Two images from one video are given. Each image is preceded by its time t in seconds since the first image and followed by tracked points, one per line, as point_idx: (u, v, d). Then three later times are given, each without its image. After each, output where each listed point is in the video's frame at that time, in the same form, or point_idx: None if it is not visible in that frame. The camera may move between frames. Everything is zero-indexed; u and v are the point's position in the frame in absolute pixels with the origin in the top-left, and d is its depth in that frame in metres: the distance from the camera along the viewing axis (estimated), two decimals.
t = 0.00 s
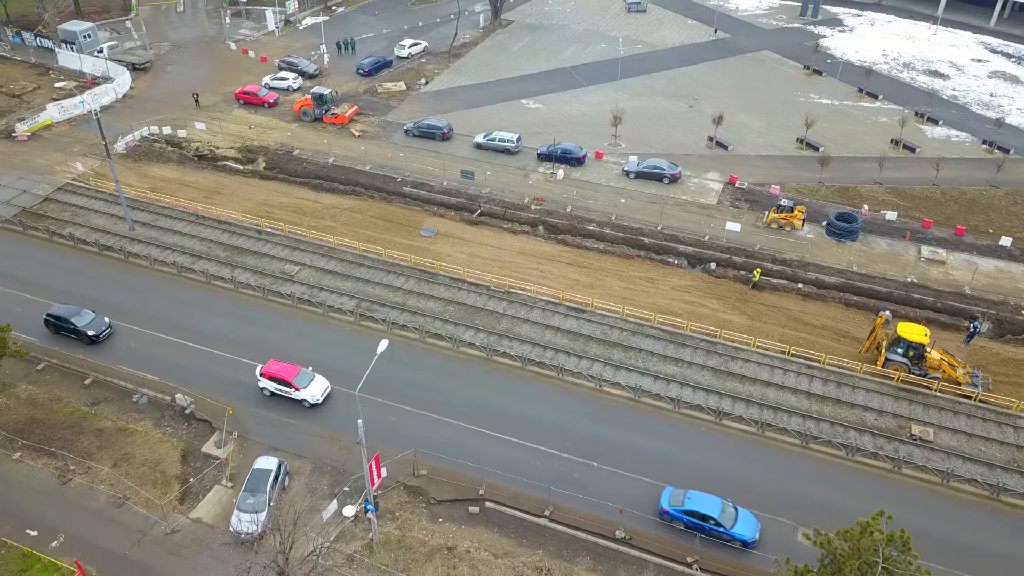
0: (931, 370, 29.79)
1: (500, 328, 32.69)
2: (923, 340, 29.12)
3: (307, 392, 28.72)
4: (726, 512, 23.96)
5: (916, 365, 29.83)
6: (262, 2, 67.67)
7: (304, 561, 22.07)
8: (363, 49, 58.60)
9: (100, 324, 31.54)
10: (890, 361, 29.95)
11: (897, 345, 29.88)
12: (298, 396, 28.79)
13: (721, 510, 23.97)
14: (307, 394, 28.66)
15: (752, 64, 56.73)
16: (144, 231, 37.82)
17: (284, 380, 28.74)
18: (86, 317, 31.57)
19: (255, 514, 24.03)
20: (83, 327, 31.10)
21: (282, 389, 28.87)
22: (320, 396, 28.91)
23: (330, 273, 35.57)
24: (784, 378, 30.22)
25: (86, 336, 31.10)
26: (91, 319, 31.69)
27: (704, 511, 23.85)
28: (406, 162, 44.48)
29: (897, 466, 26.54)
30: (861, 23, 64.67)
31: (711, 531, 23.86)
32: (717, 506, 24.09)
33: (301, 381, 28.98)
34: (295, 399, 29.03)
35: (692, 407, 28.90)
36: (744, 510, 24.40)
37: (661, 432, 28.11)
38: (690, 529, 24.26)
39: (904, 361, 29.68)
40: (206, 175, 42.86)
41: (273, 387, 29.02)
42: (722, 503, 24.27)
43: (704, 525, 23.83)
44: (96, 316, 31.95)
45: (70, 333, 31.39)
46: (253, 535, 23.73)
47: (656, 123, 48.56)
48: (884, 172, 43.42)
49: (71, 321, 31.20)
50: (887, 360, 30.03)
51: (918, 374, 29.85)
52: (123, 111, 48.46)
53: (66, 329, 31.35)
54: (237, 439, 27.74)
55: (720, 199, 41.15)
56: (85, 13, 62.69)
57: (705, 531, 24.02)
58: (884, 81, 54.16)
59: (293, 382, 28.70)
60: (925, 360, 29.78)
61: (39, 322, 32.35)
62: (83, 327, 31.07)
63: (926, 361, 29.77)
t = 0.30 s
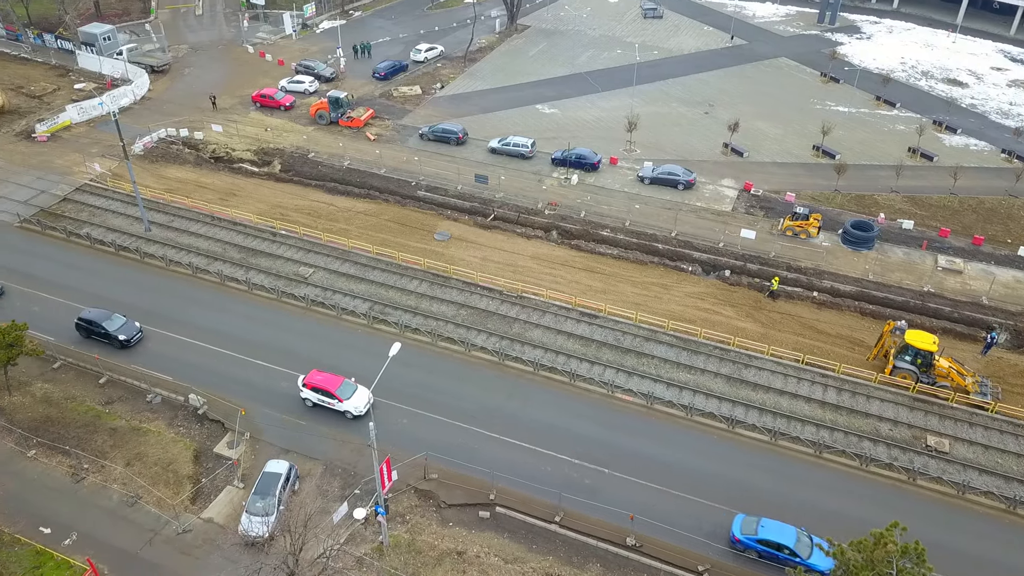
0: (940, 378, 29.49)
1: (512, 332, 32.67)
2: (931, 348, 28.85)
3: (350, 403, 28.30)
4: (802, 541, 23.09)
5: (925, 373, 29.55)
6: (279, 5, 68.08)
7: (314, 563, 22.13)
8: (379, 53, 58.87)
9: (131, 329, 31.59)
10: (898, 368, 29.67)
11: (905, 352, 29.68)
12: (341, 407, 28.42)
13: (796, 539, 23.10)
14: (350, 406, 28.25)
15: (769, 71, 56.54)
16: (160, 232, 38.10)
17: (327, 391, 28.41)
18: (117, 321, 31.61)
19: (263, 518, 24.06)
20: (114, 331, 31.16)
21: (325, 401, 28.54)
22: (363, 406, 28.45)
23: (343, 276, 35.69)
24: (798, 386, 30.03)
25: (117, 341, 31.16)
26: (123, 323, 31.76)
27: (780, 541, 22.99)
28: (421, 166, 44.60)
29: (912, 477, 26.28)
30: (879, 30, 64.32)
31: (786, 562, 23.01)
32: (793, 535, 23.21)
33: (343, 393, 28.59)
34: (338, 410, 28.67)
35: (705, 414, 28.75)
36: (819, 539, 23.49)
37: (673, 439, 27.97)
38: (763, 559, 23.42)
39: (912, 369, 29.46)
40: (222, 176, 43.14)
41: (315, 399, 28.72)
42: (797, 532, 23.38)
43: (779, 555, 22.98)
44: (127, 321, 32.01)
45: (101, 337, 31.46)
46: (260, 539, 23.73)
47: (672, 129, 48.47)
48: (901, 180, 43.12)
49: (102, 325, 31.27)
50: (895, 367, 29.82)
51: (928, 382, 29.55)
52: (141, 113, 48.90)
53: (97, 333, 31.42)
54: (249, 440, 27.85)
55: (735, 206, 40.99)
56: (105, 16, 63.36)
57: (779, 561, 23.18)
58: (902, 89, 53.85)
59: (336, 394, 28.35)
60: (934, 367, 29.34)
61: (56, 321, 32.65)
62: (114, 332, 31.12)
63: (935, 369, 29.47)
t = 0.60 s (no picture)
0: (947, 389, 29.43)
1: (524, 338, 32.65)
2: (938, 356, 28.78)
3: (393, 418, 27.87)
4: None
5: (931, 382, 29.44)
6: (296, 11, 68.47)
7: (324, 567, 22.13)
8: (394, 59, 59.17)
9: (161, 337, 31.61)
10: (904, 377, 29.61)
11: (912, 361, 29.58)
12: (383, 421, 27.95)
13: None
14: (393, 420, 27.83)
15: (785, 80, 56.39)
16: (175, 235, 38.36)
17: (369, 404, 27.93)
18: (147, 328, 31.65)
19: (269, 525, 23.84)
20: (145, 338, 31.19)
21: (367, 414, 28.10)
22: (406, 421, 28.10)
23: (356, 280, 35.80)
24: (811, 397, 29.82)
25: (147, 348, 31.19)
26: (153, 331, 31.80)
27: None
28: (434, 172, 44.71)
29: (926, 490, 26.01)
30: (896, 40, 64.06)
31: None
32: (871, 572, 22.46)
33: (386, 407, 28.13)
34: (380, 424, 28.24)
35: (717, 424, 28.58)
36: None
37: (685, 449, 27.82)
38: None
39: (919, 378, 29.35)
40: (237, 180, 43.42)
41: (357, 412, 28.30)
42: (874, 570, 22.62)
43: None
44: (158, 328, 32.05)
45: (131, 344, 31.49)
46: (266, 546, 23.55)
47: (686, 137, 48.39)
48: (918, 190, 42.84)
49: (133, 332, 31.31)
50: (902, 377, 29.68)
51: (934, 392, 29.50)
52: (158, 117, 49.33)
53: (127, 340, 31.47)
54: (260, 444, 27.92)
55: (749, 215, 40.84)
56: (124, 21, 64.06)
57: None
58: (919, 99, 53.58)
59: (377, 407, 27.85)
60: (941, 378, 29.34)
61: (71, 322, 32.92)
62: (145, 339, 31.16)
63: (942, 378, 29.39)
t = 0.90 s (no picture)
0: (953, 400, 29.16)
1: (534, 348, 32.61)
2: (944, 367, 28.81)
3: (436, 437, 27.39)
4: None
5: (937, 394, 29.46)
6: (310, 20, 68.72)
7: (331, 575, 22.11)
8: (408, 68, 59.49)
9: (190, 348, 31.43)
10: (909, 388, 29.58)
11: (917, 372, 29.68)
12: (426, 440, 27.48)
13: None
14: (436, 439, 27.35)
15: (798, 91, 56.32)
16: (188, 241, 38.60)
17: (412, 423, 27.49)
18: (176, 339, 31.46)
19: (273, 536, 23.64)
20: (174, 350, 31.01)
21: (409, 433, 27.64)
22: (448, 440, 27.57)
23: (367, 288, 35.89)
24: (823, 410, 29.62)
25: (175, 360, 31.03)
26: (182, 342, 31.61)
27: None
28: (446, 181, 44.84)
29: (940, 505, 25.74)
30: (910, 51, 63.89)
31: None
32: None
33: (429, 426, 27.66)
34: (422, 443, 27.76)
35: (728, 436, 28.41)
36: None
37: (695, 460, 27.66)
38: None
39: (924, 389, 29.37)
40: (250, 188, 43.67)
41: (399, 431, 27.83)
42: None
43: None
44: (187, 340, 31.87)
45: (160, 355, 31.31)
46: (269, 558, 23.47)
47: (698, 148, 48.35)
48: (931, 203, 42.61)
49: (162, 343, 31.12)
50: (907, 388, 29.71)
51: (939, 404, 29.44)
52: (173, 124, 49.74)
53: (156, 351, 31.27)
54: (270, 450, 27.95)
55: (762, 226, 40.72)
56: (141, 29, 64.74)
57: None
58: (933, 111, 53.37)
59: (421, 427, 27.41)
60: (947, 389, 29.16)
61: (83, 326, 33.13)
62: (174, 350, 30.97)
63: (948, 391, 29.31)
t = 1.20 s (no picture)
0: (958, 412, 29.02)
1: (544, 357, 32.56)
2: (949, 378, 28.46)
3: (481, 458, 26.84)
4: None
5: (942, 405, 29.08)
6: (325, 29, 69.28)
7: None
8: (421, 78, 59.79)
9: (219, 361, 31.28)
10: (914, 400, 29.38)
11: (922, 383, 29.35)
12: (471, 461, 26.95)
13: None
14: (481, 460, 26.80)
15: (811, 102, 56.24)
16: (200, 248, 38.82)
17: (457, 444, 26.99)
18: (206, 352, 31.32)
19: (278, 546, 23.58)
20: (204, 362, 30.87)
21: (454, 454, 27.14)
22: (494, 461, 26.97)
23: (378, 296, 35.97)
24: (835, 422, 29.41)
25: (205, 372, 30.89)
26: (211, 354, 31.48)
27: None
28: (458, 190, 44.93)
29: (954, 521, 25.47)
30: (925, 64, 63.67)
31: None
32: None
33: (474, 446, 27.13)
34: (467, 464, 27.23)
35: (739, 448, 28.23)
36: None
37: (706, 472, 27.49)
38: None
39: (929, 400, 29.04)
40: (263, 195, 43.91)
41: (444, 451, 27.34)
42: None
43: None
44: (216, 352, 31.72)
45: (189, 367, 31.17)
46: (273, 567, 23.24)
47: (710, 159, 48.30)
48: (946, 215, 42.37)
49: (192, 356, 31.00)
50: (912, 399, 29.46)
51: (945, 415, 29.15)
52: (188, 132, 50.13)
53: (186, 363, 31.15)
54: (279, 457, 27.98)
55: (774, 237, 40.59)
56: (157, 37, 65.38)
57: None
58: (948, 123, 53.13)
59: (466, 447, 26.91)
60: (952, 400, 28.94)
61: (95, 331, 33.33)
62: (203, 363, 30.84)
63: (953, 402, 28.97)
